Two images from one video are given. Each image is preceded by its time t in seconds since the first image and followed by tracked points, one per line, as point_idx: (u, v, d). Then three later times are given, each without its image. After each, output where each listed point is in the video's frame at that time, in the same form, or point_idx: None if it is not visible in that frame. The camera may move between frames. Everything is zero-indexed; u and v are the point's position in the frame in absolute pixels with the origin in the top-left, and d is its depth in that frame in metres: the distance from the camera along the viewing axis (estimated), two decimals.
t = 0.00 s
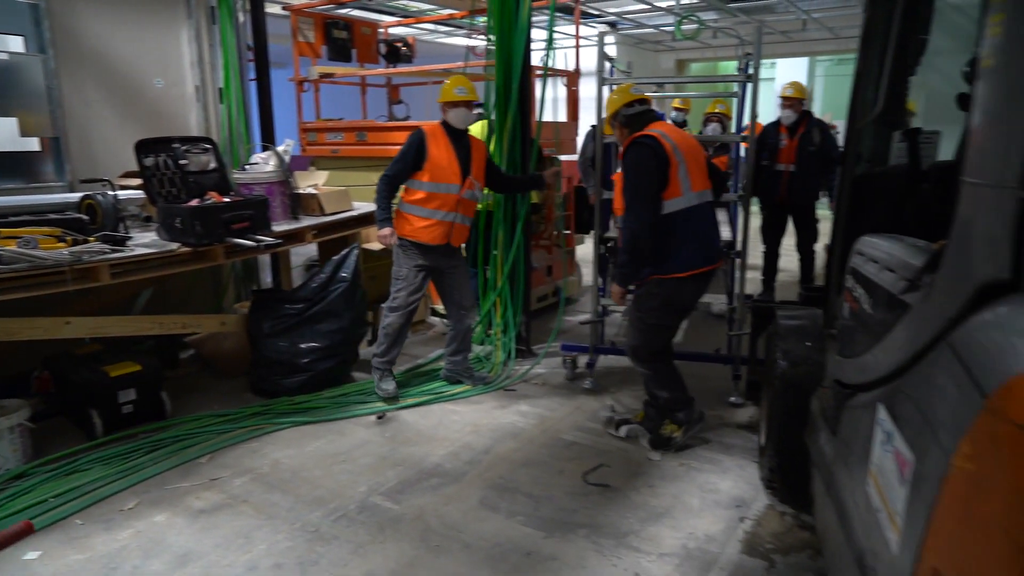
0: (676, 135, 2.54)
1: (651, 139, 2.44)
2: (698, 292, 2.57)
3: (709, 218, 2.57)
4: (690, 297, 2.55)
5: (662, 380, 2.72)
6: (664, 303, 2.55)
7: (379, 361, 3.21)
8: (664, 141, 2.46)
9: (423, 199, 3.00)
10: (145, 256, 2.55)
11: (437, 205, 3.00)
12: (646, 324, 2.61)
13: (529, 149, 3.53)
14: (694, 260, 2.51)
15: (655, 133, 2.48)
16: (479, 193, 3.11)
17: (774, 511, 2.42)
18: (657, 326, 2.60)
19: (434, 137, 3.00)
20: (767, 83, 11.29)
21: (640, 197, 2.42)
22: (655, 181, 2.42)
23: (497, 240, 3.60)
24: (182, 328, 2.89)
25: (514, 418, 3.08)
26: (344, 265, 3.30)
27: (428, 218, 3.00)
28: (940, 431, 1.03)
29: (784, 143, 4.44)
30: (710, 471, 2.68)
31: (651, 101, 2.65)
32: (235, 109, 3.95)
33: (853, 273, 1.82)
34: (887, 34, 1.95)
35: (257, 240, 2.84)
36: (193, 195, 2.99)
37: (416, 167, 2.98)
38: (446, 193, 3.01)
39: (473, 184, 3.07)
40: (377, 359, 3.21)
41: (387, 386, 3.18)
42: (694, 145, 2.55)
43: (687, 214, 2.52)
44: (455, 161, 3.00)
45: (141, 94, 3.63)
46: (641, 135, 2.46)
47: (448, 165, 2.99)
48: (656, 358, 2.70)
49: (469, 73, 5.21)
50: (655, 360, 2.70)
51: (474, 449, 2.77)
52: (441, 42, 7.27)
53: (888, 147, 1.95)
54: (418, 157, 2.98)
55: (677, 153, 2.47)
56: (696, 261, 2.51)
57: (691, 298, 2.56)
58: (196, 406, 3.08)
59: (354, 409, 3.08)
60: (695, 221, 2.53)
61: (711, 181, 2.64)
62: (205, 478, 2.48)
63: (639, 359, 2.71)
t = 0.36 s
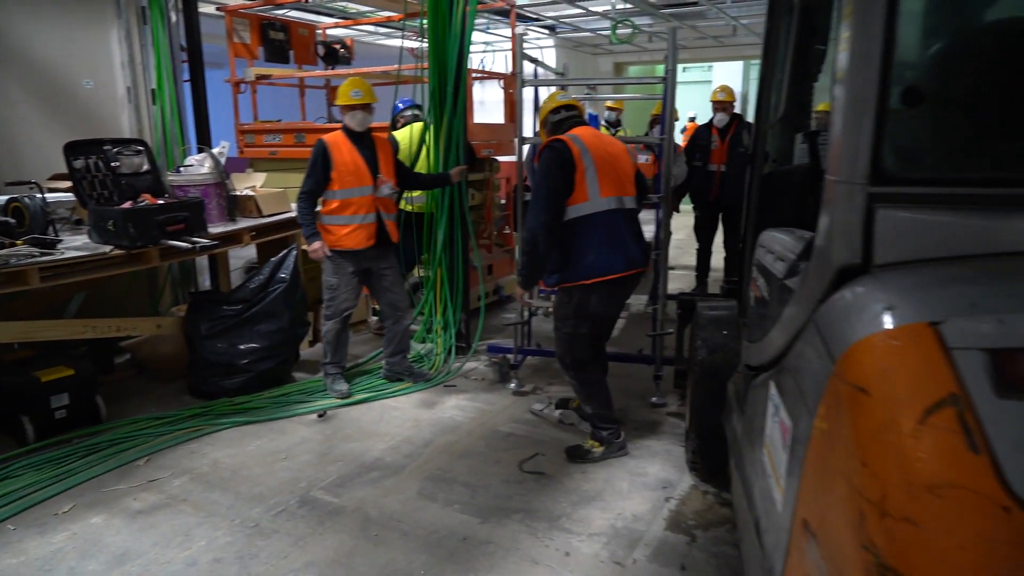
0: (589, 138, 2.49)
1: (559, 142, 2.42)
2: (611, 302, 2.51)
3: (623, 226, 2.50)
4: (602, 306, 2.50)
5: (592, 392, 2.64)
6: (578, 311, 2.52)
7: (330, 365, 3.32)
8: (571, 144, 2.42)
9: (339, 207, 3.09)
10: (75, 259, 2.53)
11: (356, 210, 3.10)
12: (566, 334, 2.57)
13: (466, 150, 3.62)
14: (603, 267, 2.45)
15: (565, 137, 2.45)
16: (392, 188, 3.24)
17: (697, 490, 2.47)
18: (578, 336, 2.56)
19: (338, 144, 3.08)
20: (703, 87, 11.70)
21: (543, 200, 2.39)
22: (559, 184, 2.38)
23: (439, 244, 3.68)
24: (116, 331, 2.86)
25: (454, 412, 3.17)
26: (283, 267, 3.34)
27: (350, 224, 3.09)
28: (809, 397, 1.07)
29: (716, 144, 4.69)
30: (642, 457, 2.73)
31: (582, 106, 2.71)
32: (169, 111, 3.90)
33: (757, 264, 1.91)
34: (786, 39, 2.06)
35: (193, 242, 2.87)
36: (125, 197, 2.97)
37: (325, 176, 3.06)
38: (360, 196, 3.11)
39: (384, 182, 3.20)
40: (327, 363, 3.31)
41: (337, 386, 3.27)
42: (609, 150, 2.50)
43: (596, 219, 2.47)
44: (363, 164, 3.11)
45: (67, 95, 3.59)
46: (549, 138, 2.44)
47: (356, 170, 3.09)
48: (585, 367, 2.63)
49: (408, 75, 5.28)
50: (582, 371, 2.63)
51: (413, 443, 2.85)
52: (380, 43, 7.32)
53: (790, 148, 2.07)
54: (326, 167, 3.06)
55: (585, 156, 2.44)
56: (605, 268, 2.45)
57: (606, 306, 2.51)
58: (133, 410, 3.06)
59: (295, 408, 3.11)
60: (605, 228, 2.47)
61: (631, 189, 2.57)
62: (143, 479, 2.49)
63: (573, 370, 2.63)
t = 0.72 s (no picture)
0: (532, 143, 2.57)
1: (501, 148, 2.50)
2: (562, 305, 2.58)
3: (568, 229, 2.57)
4: (555, 310, 2.57)
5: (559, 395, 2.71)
6: (535, 317, 2.58)
7: (298, 370, 3.36)
8: (512, 149, 2.50)
9: (281, 213, 3.16)
10: (37, 267, 2.54)
11: (298, 216, 3.18)
12: (527, 340, 2.63)
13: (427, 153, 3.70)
14: (548, 271, 2.52)
15: (508, 142, 2.54)
16: (335, 192, 3.30)
17: (655, 481, 2.57)
18: (540, 342, 2.62)
19: (279, 150, 3.14)
20: (666, 88, 11.93)
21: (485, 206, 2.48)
22: (499, 190, 2.47)
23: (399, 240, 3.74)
24: (80, 338, 2.87)
25: (420, 411, 3.23)
26: (248, 270, 3.35)
27: (292, 230, 3.17)
28: (739, 386, 1.17)
29: (683, 145, 4.86)
30: (601, 450, 2.83)
31: (530, 110, 2.78)
32: (130, 117, 3.88)
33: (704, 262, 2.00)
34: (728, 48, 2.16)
35: (157, 248, 2.88)
36: (86, 204, 2.97)
37: (267, 182, 3.13)
38: (302, 201, 3.18)
39: (326, 187, 3.26)
40: (292, 367, 3.35)
41: (303, 387, 3.30)
42: (552, 153, 2.58)
43: (540, 223, 2.55)
44: (303, 170, 3.17)
45: (26, 100, 3.58)
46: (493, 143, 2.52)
47: (297, 176, 3.15)
48: (554, 370, 2.71)
49: (371, 78, 5.36)
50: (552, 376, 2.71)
51: (380, 442, 2.91)
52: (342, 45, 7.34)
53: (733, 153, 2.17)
54: (267, 174, 3.12)
55: (526, 162, 2.52)
56: (550, 271, 2.52)
57: (560, 308, 2.58)
58: (98, 416, 3.06)
59: (261, 411, 3.14)
60: (548, 231, 2.55)
61: (576, 191, 2.64)
62: (110, 484, 2.50)
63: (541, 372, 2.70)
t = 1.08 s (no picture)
0: (495, 160, 2.48)
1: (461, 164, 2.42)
2: (513, 323, 2.45)
3: (527, 246, 2.45)
4: (501, 326, 2.45)
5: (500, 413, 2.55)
6: (480, 331, 2.46)
7: (279, 372, 3.37)
8: (472, 163, 2.42)
9: (267, 214, 3.17)
10: (14, 271, 2.53)
11: (285, 218, 3.19)
12: (467, 352, 2.51)
13: (405, 158, 3.73)
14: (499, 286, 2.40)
15: (469, 157, 2.46)
16: (321, 196, 3.33)
17: (630, 479, 2.63)
18: (478, 356, 2.49)
19: (267, 154, 3.17)
20: (646, 90, 12.04)
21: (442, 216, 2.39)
22: (456, 202, 2.37)
23: (380, 245, 3.76)
24: (59, 342, 2.86)
25: (400, 413, 3.26)
26: (228, 274, 3.35)
27: (278, 231, 3.18)
28: (702, 384, 1.21)
29: (664, 148, 4.95)
30: (578, 449, 2.88)
31: (493, 128, 2.74)
32: (107, 120, 3.88)
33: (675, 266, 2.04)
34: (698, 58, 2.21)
35: (136, 252, 2.88)
36: (63, 209, 2.96)
37: (254, 185, 3.15)
38: (290, 204, 3.20)
39: (314, 190, 3.28)
40: (273, 368, 3.35)
41: (284, 390, 3.31)
42: (515, 170, 2.48)
43: (496, 238, 2.44)
44: (292, 174, 3.20)
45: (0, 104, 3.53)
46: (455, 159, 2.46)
47: (285, 179, 3.18)
48: (491, 385, 2.55)
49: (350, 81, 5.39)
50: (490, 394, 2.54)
51: (360, 444, 2.93)
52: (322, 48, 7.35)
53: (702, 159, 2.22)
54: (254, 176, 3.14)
55: (486, 175, 2.42)
56: (502, 287, 2.41)
57: (512, 327, 2.46)
58: (77, 421, 3.05)
59: (242, 414, 3.15)
60: (505, 247, 2.43)
61: (540, 209, 2.52)
62: (90, 489, 2.51)
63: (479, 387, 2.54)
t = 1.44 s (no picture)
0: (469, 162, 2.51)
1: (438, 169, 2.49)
2: (504, 313, 2.36)
3: (509, 236, 2.40)
4: (494, 317, 2.36)
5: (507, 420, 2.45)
6: (474, 329, 2.39)
7: (269, 376, 3.38)
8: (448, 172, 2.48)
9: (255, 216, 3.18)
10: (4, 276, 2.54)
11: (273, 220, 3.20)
12: (468, 353, 2.42)
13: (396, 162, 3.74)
14: (482, 276, 2.35)
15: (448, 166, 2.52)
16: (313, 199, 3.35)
17: (618, 480, 2.66)
18: (479, 356, 2.40)
19: (261, 155, 3.18)
20: (637, 92, 12.10)
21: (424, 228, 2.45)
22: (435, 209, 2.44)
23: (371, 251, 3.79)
24: (49, 346, 2.85)
25: (391, 416, 3.28)
26: (218, 278, 3.37)
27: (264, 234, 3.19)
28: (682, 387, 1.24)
29: (654, 152, 4.99)
30: (567, 451, 2.90)
31: (484, 148, 2.74)
32: (97, 124, 3.90)
33: (661, 271, 2.06)
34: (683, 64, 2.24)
35: (126, 256, 2.89)
36: (52, 213, 2.97)
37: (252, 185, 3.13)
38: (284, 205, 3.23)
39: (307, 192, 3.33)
40: (263, 371, 3.37)
41: (274, 393, 3.33)
42: (491, 170, 2.50)
43: (480, 232, 2.40)
44: (285, 176, 3.24)
45: None
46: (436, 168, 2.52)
47: (279, 181, 3.21)
48: (496, 395, 2.44)
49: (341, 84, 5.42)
50: (495, 399, 2.44)
51: (351, 447, 2.94)
52: (313, 51, 7.36)
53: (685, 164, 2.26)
54: (250, 173, 3.13)
55: (461, 177, 2.45)
56: (486, 277, 2.34)
57: (501, 319, 2.36)
58: (67, 425, 3.06)
59: (232, 417, 3.16)
60: (486, 239, 2.40)
61: (523, 202, 2.49)
62: (80, 493, 2.52)
63: (482, 395, 2.45)
